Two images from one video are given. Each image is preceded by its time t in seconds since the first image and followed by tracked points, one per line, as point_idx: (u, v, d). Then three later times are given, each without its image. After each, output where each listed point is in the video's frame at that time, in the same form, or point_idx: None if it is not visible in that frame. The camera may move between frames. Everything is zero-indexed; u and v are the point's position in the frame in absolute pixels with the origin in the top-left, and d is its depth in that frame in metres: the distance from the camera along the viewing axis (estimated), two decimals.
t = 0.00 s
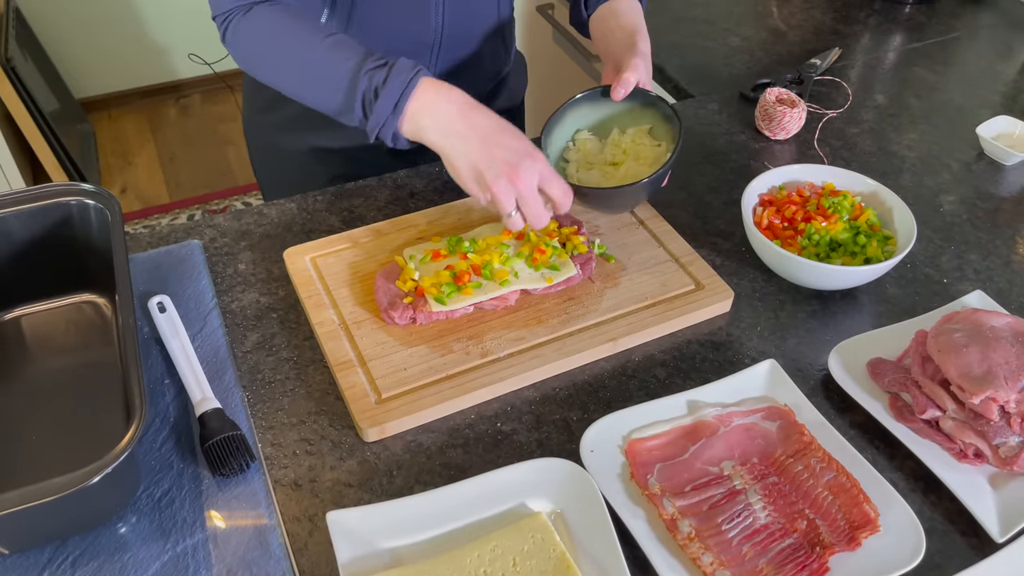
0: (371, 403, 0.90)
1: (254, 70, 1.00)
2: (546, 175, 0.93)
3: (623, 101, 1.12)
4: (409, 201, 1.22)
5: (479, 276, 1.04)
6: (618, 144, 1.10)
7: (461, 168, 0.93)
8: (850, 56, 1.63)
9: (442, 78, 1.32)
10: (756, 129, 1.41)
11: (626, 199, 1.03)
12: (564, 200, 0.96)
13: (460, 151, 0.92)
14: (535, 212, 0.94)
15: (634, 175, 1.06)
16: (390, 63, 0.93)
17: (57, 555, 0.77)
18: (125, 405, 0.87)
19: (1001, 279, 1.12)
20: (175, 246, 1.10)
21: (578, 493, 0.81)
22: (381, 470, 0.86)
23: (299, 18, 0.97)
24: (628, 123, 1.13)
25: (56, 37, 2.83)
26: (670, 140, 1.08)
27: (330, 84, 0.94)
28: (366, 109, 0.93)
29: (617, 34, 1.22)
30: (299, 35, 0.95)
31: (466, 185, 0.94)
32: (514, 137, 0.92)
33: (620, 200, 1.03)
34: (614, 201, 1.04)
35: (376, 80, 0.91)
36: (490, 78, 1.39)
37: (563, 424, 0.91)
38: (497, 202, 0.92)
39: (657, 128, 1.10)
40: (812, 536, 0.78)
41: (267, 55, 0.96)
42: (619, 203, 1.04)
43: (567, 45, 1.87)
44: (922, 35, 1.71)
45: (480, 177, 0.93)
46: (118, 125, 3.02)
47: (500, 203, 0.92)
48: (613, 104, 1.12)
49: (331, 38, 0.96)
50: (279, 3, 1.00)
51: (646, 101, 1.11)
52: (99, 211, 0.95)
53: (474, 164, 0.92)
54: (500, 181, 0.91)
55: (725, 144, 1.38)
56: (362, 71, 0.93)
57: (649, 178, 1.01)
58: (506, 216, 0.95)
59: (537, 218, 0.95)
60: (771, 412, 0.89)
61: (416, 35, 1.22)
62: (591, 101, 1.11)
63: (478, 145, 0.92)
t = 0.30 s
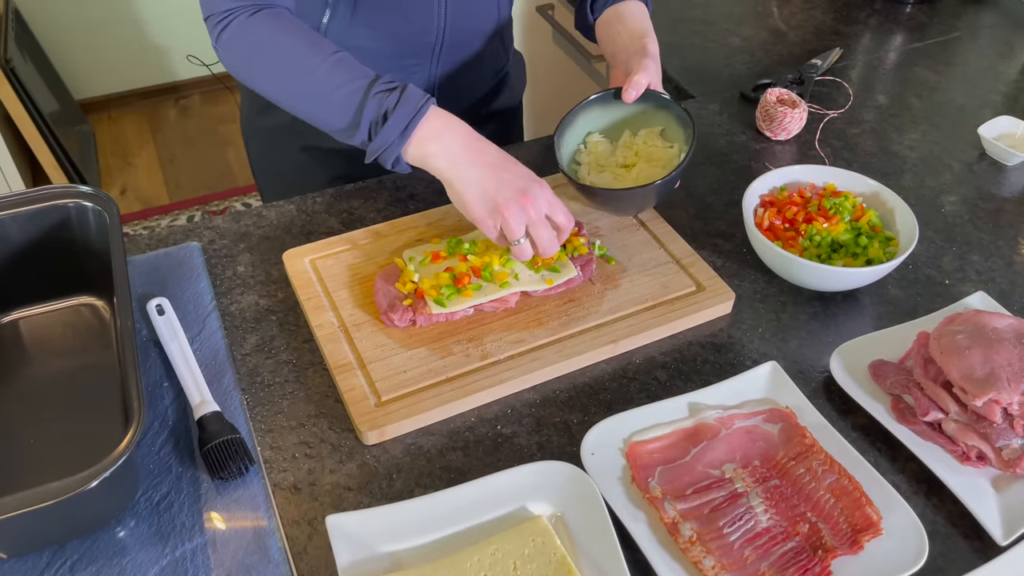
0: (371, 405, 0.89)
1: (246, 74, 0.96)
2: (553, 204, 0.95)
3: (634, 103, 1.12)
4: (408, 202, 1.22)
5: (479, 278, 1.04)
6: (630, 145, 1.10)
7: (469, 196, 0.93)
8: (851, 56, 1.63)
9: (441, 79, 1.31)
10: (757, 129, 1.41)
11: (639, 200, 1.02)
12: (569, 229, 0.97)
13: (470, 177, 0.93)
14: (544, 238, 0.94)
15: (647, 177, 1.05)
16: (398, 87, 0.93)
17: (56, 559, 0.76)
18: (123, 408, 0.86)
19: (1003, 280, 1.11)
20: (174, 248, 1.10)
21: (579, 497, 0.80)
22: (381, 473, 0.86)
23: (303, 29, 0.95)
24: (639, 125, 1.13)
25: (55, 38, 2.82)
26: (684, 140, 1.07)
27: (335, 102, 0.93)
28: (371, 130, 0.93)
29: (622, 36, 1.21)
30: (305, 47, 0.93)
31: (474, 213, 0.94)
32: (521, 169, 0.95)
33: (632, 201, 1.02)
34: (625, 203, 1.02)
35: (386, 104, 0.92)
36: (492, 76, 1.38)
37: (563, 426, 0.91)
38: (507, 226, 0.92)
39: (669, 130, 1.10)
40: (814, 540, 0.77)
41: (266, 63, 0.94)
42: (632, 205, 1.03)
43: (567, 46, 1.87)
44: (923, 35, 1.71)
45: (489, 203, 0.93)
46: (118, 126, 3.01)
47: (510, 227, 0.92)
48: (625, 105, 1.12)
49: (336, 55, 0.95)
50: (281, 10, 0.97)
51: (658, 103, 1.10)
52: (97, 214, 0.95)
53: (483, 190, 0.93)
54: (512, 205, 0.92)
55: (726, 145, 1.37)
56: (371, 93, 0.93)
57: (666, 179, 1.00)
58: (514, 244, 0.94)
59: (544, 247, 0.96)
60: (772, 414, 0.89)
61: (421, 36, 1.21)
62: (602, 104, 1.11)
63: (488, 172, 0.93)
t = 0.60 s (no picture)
0: (372, 406, 0.89)
1: (256, 74, 0.96)
2: (567, 192, 0.95)
3: (632, 104, 1.12)
4: (408, 203, 1.22)
5: (479, 278, 1.04)
6: (628, 146, 1.10)
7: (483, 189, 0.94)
8: (851, 55, 1.63)
9: (442, 78, 1.31)
10: (757, 129, 1.41)
11: (637, 200, 1.02)
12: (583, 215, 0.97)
13: (483, 171, 0.94)
14: (560, 225, 0.95)
15: (646, 177, 1.06)
16: (409, 84, 0.94)
17: (57, 560, 0.77)
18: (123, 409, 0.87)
19: (1003, 280, 1.11)
20: (175, 249, 1.10)
21: (581, 497, 0.80)
22: (381, 474, 0.86)
23: (312, 28, 0.95)
24: (637, 125, 1.13)
25: (55, 39, 2.82)
26: (682, 141, 1.07)
27: (346, 101, 0.94)
28: (382, 128, 0.94)
29: (621, 37, 1.21)
30: (316, 46, 0.93)
31: (488, 206, 0.95)
32: (533, 158, 0.95)
33: (631, 200, 1.02)
34: (624, 202, 1.02)
35: (397, 101, 0.92)
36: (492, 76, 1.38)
37: (564, 426, 0.91)
38: (522, 217, 0.93)
39: (668, 130, 1.10)
40: (815, 540, 0.77)
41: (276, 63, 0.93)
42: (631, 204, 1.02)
43: (567, 46, 1.87)
44: (923, 34, 1.71)
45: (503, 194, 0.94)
46: (118, 127, 3.01)
47: (526, 217, 0.93)
48: (622, 106, 1.12)
49: (346, 54, 0.94)
50: (288, 8, 0.97)
51: (656, 103, 1.10)
52: (98, 214, 0.95)
53: (496, 183, 0.94)
54: (526, 194, 0.92)
55: (726, 144, 1.37)
56: (382, 90, 0.93)
57: (664, 178, 1.00)
58: (530, 233, 0.95)
59: (561, 234, 0.96)
60: (773, 414, 0.89)
61: (420, 37, 1.21)
62: (599, 104, 1.11)
63: (499, 164, 0.93)
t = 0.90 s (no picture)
0: (371, 406, 0.89)
1: (242, 72, 0.96)
2: (546, 198, 0.93)
3: (632, 102, 1.11)
4: (408, 203, 1.22)
5: (478, 278, 1.03)
6: (629, 144, 1.09)
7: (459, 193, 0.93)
8: (850, 55, 1.63)
9: (441, 78, 1.31)
10: (757, 129, 1.40)
11: (637, 198, 1.02)
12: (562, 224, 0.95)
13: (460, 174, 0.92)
14: (537, 232, 0.93)
15: (646, 175, 1.05)
16: (391, 85, 0.93)
17: (56, 560, 0.76)
18: (122, 410, 0.86)
19: (1003, 279, 1.11)
20: (174, 249, 1.10)
21: (580, 498, 0.80)
22: (381, 474, 0.86)
23: (299, 27, 0.95)
24: (637, 123, 1.13)
25: (54, 39, 2.82)
26: (682, 138, 1.07)
27: (328, 100, 0.94)
28: (362, 127, 0.93)
29: (620, 36, 1.21)
30: (301, 44, 0.93)
31: (465, 211, 0.93)
32: (513, 164, 0.94)
33: (631, 198, 1.02)
34: (624, 200, 1.01)
35: (377, 101, 0.92)
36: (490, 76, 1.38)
37: (564, 426, 0.91)
38: (498, 222, 0.91)
39: (668, 128, 1.10)
40: (815, 540, 0.77)
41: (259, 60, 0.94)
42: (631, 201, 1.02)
43: (567, 46, 1.87)
44: (922, 34, 1.71)
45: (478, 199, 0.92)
46: (117, 127, 3.01)
47: (501, 222, 0.91)
48: (623, 104, 1.12)
49: (330, 53, 0.95)
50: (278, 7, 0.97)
51: (657, 101, 1.10)
52: (96, 215, 0.95)
53: (473, 187, 0.92)
54: (501, 198, 0.91)
55: (725, 144, 1.37)
56: (363, 90, 0.93)
57: (665, 175, 1.00)
58: (508, 240, 0.93)
59: (539, 242, 0.94)
60: (772, 414, 0.89)
61: (418, 36, 1.21)
62: (599, 102, 1.11)
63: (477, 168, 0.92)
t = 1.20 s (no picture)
0: (370, 408, 0.89)
1: (217, 67, 0.96)
2: (517, 197, 0.93)
3: (632, 103, 1.11)
4: (407, 204, 1.21)
5: (478, 279, 1.03)
6: (628, 145, 1.09)
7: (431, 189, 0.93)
8: (850, 55, 1.62)
9: (440, 79, 1.31)
10: (757, 129, 1.40)
11: (636, 199, 1.01)
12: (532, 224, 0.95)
13: (432, 170, 0.92)
14: (508, 230, 0.93)
15: (646, 177, 1.05)
16: (364, 80, 0.93)
17: (53, 563, 0.76)
18: (119, 412, 0.86)
19: (1005, 280, 1.11)
20: (172, 251, 1.09)
21: (581, 500, 0.79)
22: (380, 476, 0.85)
23: (276, 23, 0.95)
24: (637, 124, 1.13)
25: (53, 41, 2.82)
26: (682, 139, 1.07)
27: (300, 94, 0.93)
28: (333, 122, 0.92)
29: (620, 36, 1.21)
30: (274, 40, 0.93)
31: (435, 207, 0.93)
32: (484, 161, 0.94)
33: (631, 199, 1.01)
34: (624, 201, 1.01)
35: (348, 95, 0.91)
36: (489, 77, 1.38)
37: (564, 428, 0.90)
38: (468, 218, 0.91)
39: (668, 129, 1.09)
40: (816, 542, 0.77)
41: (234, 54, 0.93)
42: (631, 202, 1.02)
43: (567, 47, 1.87)
44: (923, 34, 1.70)
45: (450, 196, 0.92)
46: (116, 129, 3.01)
47: (471, 219, 0.91)
48: (622, 105, 1.11)
49: (306, 48, 0.94)
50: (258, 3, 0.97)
51: (657, 102, 1.10)
52: (94, 216, 0.94)
53: (444, 182, 0.92)
54: (473, 196, 0.91)
55: (726, 145, 1.37)
56: (335, 85, 0.92)
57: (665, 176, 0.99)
58: (478, 237, 0.93)
59: (509, 241, 0.94)
60: (773, 415, 0.88)
61: (416, 37, 1.21)
62: (599, 103, 1.11)
63: (448, 165, 0.92)
